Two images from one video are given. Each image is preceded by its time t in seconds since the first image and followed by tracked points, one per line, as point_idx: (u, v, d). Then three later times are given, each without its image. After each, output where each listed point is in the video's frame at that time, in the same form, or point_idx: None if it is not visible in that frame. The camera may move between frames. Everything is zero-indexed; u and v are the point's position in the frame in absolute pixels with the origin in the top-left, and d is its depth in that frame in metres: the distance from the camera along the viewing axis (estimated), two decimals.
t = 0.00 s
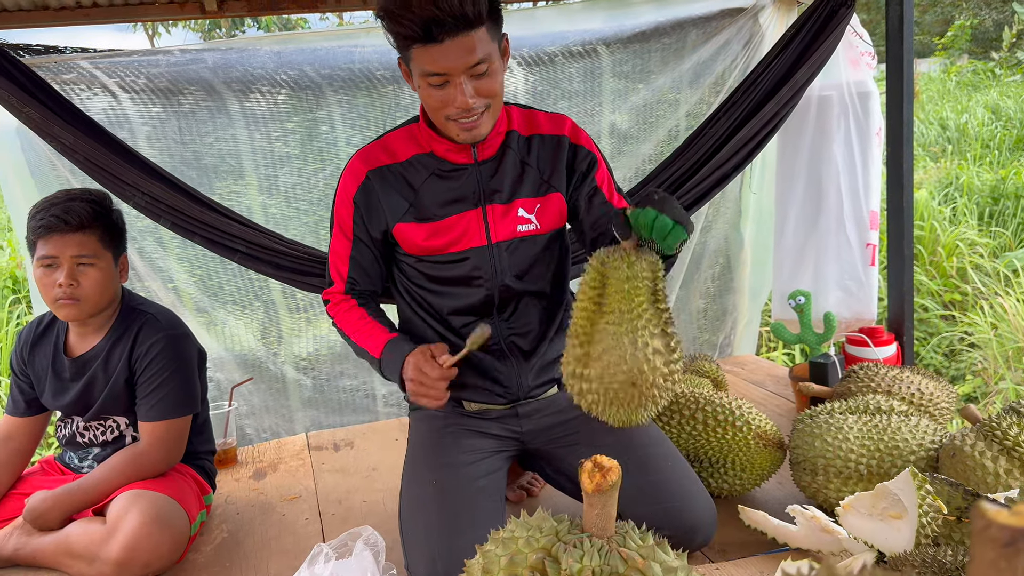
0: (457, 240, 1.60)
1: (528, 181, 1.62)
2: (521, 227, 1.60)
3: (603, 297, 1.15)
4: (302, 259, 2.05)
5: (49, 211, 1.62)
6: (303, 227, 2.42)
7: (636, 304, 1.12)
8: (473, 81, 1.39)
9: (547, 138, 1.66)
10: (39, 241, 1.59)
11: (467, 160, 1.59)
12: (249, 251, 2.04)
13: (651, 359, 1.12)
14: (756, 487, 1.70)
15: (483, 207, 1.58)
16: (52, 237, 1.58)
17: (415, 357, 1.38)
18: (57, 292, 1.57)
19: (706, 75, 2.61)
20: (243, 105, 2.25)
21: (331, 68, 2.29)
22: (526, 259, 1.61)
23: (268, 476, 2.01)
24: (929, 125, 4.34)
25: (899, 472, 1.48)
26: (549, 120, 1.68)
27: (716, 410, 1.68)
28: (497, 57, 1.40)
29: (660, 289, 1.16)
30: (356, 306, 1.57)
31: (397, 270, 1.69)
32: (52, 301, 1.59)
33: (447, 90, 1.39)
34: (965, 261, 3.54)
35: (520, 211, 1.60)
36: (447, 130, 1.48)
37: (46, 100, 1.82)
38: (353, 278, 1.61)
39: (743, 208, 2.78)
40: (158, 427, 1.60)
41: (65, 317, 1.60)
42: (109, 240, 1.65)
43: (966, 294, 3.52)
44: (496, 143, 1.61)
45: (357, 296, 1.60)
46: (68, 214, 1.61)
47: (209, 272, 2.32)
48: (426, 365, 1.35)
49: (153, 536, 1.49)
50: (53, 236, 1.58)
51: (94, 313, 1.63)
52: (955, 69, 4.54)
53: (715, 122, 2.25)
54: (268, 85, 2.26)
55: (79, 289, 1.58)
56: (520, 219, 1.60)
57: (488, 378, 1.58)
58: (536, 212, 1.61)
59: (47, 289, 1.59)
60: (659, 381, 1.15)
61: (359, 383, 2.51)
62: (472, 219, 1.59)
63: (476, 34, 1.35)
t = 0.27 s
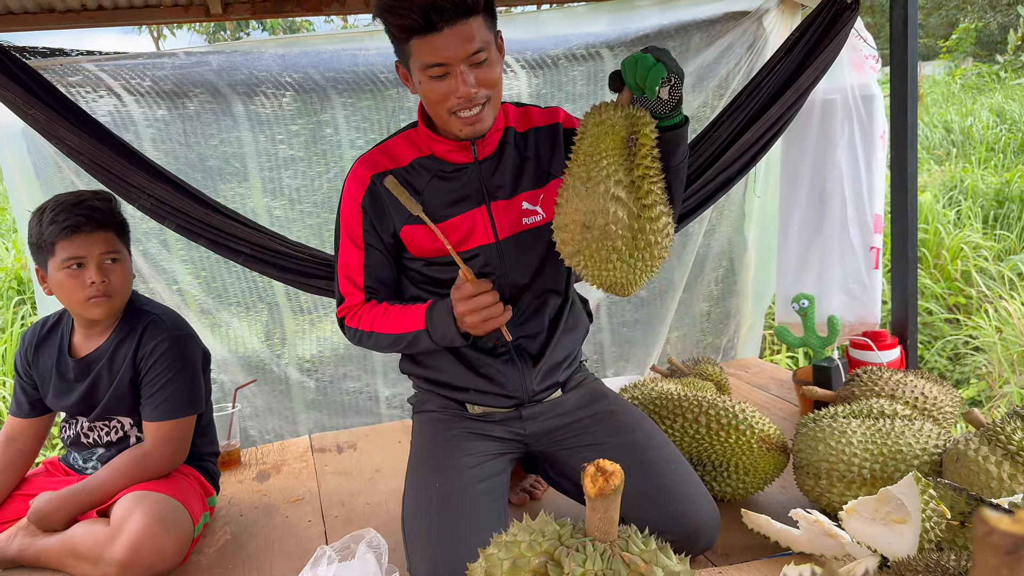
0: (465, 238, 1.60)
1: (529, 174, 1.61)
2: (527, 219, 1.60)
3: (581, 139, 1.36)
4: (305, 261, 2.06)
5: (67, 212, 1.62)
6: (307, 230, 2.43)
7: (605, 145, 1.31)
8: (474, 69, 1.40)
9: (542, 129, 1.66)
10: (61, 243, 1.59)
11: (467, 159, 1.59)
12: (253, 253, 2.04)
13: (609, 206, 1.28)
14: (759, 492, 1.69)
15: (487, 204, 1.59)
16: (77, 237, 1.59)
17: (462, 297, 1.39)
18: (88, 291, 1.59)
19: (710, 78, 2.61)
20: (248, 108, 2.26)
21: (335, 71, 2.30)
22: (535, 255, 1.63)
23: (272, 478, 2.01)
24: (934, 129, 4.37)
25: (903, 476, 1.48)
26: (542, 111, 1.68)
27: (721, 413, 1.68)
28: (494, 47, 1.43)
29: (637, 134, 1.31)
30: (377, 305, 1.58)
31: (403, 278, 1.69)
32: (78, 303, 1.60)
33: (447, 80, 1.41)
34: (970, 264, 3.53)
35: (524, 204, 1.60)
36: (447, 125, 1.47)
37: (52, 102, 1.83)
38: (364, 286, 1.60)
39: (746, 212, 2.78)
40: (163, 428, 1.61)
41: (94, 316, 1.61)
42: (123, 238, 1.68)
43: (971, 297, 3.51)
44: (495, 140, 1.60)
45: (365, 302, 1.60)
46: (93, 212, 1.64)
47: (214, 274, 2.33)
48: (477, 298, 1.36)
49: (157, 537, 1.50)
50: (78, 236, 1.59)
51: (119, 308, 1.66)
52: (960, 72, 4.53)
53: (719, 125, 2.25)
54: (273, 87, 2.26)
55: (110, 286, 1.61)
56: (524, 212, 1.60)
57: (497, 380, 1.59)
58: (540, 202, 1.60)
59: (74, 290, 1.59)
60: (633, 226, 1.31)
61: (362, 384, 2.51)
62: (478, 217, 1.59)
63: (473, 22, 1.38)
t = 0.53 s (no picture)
0: (466, 240, 1.60)
1: (528, 174, 1.62)
2: (527, 220, 1.60)
3: (585, 120, 1.36)
4: (307, 265, 2.06)
5: (72, 214, 1.63)
6: (309, 233, 2.43)
7: (608, 126, 1.32)
8: (467, 71, 1.41)
9: (539, 132, 1.66)
10: (66, 245, 1.59)
11: (467, 163, 1.59)
12: (256, 257, 2.05)
13: (610, 183, 1.27)
14: (762, 497, 1.69)
15: (489, 207, 1.59)
16: (81, 239, 1.59)
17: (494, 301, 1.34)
18: (94, 293, 1.59)
19: (712, 83, 2.61)
20: (252, 112, 2.27)
21: (339, 75, 2.30)
22: (537, 259, 1.63)
23: (273, 482, 2.01)
24: (937, 133, 4.39)
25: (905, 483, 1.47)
26: (539, 114, 1.69)
27: (722, 419, 1.68)
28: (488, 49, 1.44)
29: (642, 119, 1.32)
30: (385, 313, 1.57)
31: (406, 284, 1.70)
32: (82, 305, 1.60)
33: (440, 82, 1.41)
34: (973, 269, 3.52)
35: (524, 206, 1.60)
36: (442, 127, 1.47)
37: (55, 106, 1.84)
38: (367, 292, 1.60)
39: (749, 217, 2.77)
40: (165, 431, 1.61)
41: (99, 318, 1.62)
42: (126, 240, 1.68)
43: (973, 303, 3.50)
44: (493, 144, 1.60)
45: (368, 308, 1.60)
46: (98, 214, 1.65)
47: (216, 277, 2.34)
48: (516, 304, 1.33)
49: (157, 541, 1.50)
50: (83, 237, 1.60)
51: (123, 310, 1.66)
52: (963, 77, 4.53)
53: (722, 131, 2.24)
54: (276, 92, 2.27)
55: (116, 287, 1.62)
56: (525, 213, 1.60)
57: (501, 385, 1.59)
58: (540, 203, 1.61)
59: (79, 292, 1.59)
60: (633, 207, 1.30)
61: (364, 388, 2.51)
62: (479, 220, 1.59)
63: (466, 24, 1.39)
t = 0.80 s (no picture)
0: (468, 247, 1.60)
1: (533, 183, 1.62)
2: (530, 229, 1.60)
3: (598, 147, 1.37)
4: (308, 270, 2.06)
5: (70, 218, 1.62)
6: (310, 238, 2.43)
7: (623, 154, 1.33)
8: (470, 77, 1.41)
9: (545, 139, 1.66)
10: (64, 249, 1.59)
11: (471, 169, 1.58)
12: (256, 262, 2.04)
13: (626, 212, 1.28)
14: (763, 504, 1.68)
15: (492, 214, 1.58)
16: (80, 243, 1.59)
17: (493, 318, 1.37)
18: (94, 297, 1.59)
19: (714, 89, 2.61)
20: (253, 116, 2.27)
21: (340, 80, 2.30)
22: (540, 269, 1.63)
23: (273, 487, 2.01)
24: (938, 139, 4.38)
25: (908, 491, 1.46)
26: (545, 122, 1.69)
27: (724, 425, 1.67)
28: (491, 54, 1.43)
29: (654, 146, 1.34)
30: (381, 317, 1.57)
31: (406, 289, 1.69)
32: (82, 309, 1.59)
33: (442, 89, 1.41)
34: (974, 276, 3.52)
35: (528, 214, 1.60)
36: (445, 132, 1.48)
37: (57, 110, 1.84)
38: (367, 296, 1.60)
39: (751, 222, 2.77)
40: (163, 436, 1.61)
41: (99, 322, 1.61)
42: (123, 243, 1.68)
43: (974, 309, 3.49)
44: (498, 149, 1.60)
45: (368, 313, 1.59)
46: (96, 217, 1.65)
47: (217, 282, 2.33)
48: (515, 323, 1.36)
49: (156, 547, 1.49)
50: (81, 241, 1.60)
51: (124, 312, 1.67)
52: (964, 83, 4.54)
53: (723, 136, 2.24)
54: (277, 96, 2.27)
55: (115, 290, 1.62)
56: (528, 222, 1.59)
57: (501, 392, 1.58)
58: (543, 213, 1.61)
59: (78, 296, 1.59)
60: (649, 235, 1.32)
61: (364, 393, 2.51)
62: (481, 227, 1.59)
63: (469, 30, 1.38)
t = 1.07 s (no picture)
0: (471, 255, 1.59)
1: (538, 191, 1.61)
2: (535, 238, 1.59)
3: (615, 173, 1.36)
4: (306, 274, 2.05)
5: (64, 221, 1.62)
6: (309, 242, 2.43)
7: (644, 181, 1.33)
8: (478, 82, 1.40)
9: (552, 146, 1.65)
10: (59, 252, 1.58)
11: (477, 175, 1.58)
12: (254, 266, 2.04)
13: (649, 243, 1.29)
14: (761, 511, 1.68)
15: (496, 222, 1.58)
16: (73, 246, 1.59)
17: (469, 341, 1.36)
18: (89, 299, 1.58)
19: (713, 95, 2.61)
20: (252, 121, 2.26)
21: (340, 84, 2.30)
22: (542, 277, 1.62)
23: (270, 493, 1.99)
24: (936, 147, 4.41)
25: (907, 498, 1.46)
26: (551, 128, 1.68)
27: (723, 432, 1.66)
28: (501, 60, 1.43)
29: (672, 173, 1.35)
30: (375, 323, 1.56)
31: (406, 293, 1.69)
32: (77, 313, 1.59)
33: (450, 92, 1.41)
34: (972, 283, 3.52)
35: (532, 222, 1.59)
36: (450, 137, 1.48)
37: (55, 113, 1.84)
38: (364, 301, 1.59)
39: (750, 226, 2.76)
40: (159, 441, 1.60)
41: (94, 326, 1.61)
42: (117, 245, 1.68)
43: (973, 316, 3.49)
44: (504, 155, 1.60)
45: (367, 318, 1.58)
46: (89, 220, 1.64)
47: (214, 286, 2.33)
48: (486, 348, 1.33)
49: (152, 553, 1.48)
50: (75, 244, 1.59)
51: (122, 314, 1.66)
52: (962, 91, 4.57)
53: (723, 143, 2.24)
54: (277, 100, 2.27)
55: (111, 293, 1.61)
56: (533, 230, 1.59)
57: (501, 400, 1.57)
58: (548, 221, 1.60)
59: (73, 299, 1.58)
60: (672, 263, 1.33)
61: (362, 398, 2.50)
62: (485, 234, 1.58)
63: (480, 34, 1.37)
